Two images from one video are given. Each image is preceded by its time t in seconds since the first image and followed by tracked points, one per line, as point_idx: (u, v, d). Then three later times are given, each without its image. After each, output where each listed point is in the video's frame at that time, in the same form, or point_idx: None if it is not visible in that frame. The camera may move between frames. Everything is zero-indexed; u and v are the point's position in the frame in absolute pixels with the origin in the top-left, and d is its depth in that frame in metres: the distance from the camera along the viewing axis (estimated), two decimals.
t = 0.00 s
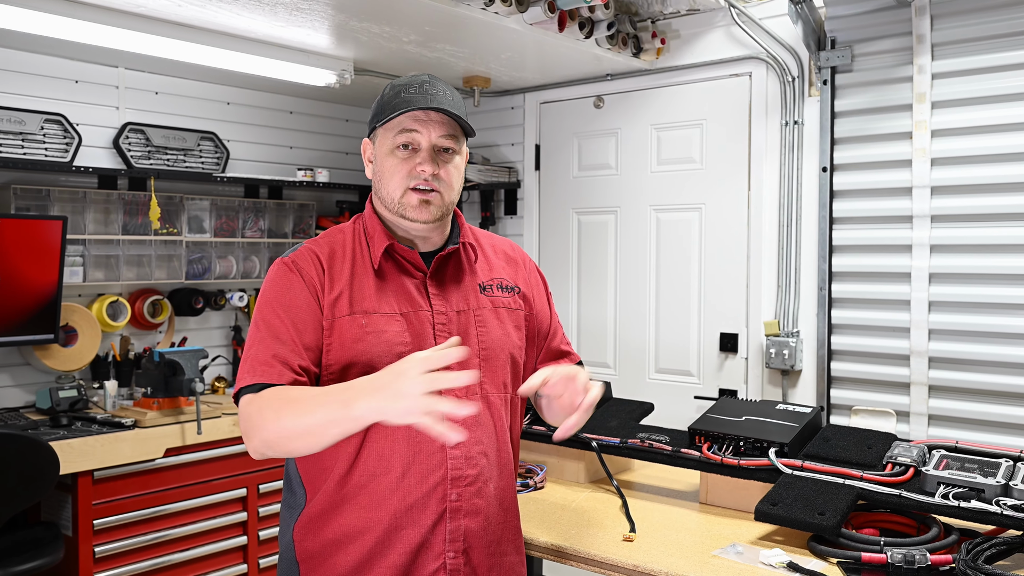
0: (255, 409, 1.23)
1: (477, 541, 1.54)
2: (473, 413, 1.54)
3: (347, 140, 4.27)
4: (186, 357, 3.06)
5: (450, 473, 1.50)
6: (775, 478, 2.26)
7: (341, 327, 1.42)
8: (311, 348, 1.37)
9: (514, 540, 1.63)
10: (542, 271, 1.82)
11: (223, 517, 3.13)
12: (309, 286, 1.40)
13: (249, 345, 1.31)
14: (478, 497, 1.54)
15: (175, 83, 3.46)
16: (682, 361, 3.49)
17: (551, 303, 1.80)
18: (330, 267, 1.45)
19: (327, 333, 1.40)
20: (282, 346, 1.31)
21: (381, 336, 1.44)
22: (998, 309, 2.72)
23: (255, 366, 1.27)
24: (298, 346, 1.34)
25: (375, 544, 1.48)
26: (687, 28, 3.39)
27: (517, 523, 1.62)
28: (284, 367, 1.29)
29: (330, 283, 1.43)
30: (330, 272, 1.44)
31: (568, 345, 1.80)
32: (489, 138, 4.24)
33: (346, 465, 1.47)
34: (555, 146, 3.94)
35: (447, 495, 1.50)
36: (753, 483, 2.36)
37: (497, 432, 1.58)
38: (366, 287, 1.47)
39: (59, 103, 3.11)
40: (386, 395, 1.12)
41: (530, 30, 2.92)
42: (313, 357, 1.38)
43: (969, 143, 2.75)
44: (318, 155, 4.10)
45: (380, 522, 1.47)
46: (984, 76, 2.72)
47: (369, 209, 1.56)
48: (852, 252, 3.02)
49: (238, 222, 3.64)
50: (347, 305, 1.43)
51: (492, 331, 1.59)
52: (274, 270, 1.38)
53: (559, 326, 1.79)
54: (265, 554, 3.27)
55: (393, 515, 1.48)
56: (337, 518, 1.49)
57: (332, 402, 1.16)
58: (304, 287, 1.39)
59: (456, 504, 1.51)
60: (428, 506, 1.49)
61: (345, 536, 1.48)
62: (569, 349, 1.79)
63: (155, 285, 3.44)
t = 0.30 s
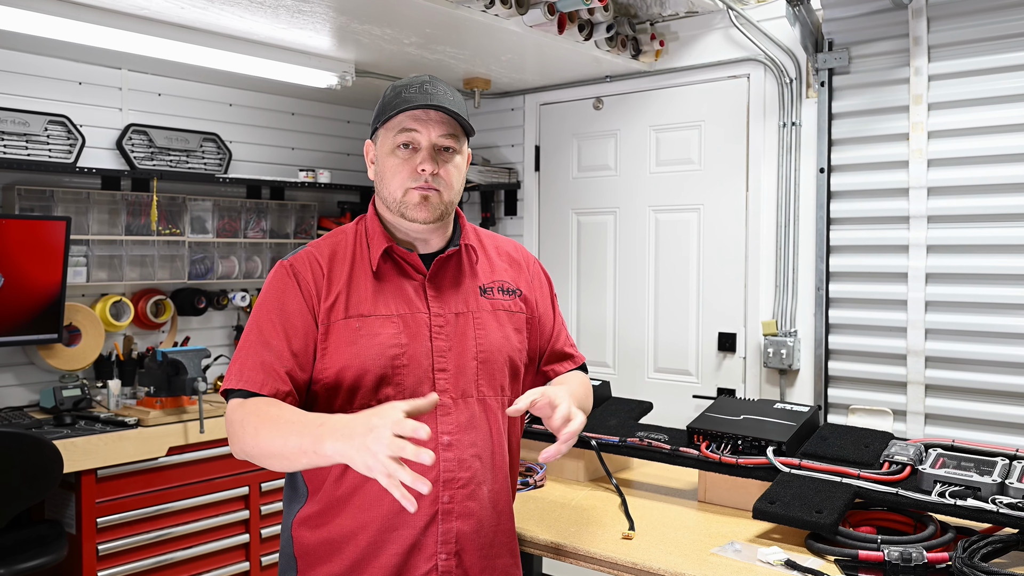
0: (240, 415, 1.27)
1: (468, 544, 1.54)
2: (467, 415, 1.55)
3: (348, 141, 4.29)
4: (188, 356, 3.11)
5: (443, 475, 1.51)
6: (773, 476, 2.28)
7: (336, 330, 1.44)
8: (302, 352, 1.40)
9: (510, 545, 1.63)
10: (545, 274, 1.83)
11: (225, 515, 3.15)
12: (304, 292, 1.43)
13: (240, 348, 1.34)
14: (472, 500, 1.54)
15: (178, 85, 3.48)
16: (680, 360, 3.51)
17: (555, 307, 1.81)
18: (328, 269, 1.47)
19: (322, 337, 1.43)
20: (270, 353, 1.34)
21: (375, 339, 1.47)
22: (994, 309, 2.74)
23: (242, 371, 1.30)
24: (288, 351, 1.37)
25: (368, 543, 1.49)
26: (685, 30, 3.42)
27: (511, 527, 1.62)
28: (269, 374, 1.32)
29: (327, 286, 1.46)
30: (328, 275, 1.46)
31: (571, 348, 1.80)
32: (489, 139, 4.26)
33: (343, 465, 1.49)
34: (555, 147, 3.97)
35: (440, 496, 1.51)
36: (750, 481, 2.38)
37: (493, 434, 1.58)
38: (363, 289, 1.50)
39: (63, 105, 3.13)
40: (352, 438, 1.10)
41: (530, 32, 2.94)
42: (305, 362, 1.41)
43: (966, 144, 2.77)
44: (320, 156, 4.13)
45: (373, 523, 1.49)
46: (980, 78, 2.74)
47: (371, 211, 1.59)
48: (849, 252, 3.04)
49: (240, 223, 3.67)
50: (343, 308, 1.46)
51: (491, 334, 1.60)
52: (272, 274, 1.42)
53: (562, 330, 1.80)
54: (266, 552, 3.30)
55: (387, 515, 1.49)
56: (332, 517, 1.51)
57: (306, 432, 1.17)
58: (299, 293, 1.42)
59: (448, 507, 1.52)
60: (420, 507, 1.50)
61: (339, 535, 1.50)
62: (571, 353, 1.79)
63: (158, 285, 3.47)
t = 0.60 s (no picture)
0: (264, 422, 1.35)
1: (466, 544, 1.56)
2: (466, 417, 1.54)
3: (349, 142, 4.31)
4: (191, 355, 3.13)
5: (441, 477, 1.52)
6: (771, 475, 2.29)
7: (334, 331, 1.46)
8: (300, 354, 1.44)
9: (507, 544, 1.65)
10: (546, 274, 1.83)
11: (227, 514, 3.18)
12: (302, 294, 1.45)
13: (240, 350, 1.39)
14: (468, 500, 1.56)
15: (180, 86, 3.51)
16: (679, 360, 3.54)
17: (555, 308, 1.81)
18: (326, 270, 1.49)
19: (320, 338, 1.46)
20: (270, 356, 1.38)
21: (373, 340, 1.47)
22: (990, 309, 2.76)
23: (241, 375, 1.36)
24: (287, 354, 1.41)
25: (366, 544, 1.50)
26: (684, 32, 3.44)
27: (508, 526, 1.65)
28: (270, 379, 1.38)
29: (324, 287, 1.47)
30: (326, 275, 1.48)
31: (571, 349, 1.79)
32: (489, 140, 4.29)
33: (341, 465, 1.49)
34: (555, 148, 3.99)
35: (437, 498, 1.52)
36: (748, 479, 2.41)
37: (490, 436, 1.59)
38: (361, 290, 1.51)
39: (67, 106, 3.16)
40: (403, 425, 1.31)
41: (529, 34, 2.96)
42: (303, 363, 1.44)
43: (962, 145, 2.79)
44: (321, 157, 4.15)
45: (371, 525, 1.49)
46: (977, 79, 2.76)
47: (371, 211, 1.60)
48: (846, 252, 3.07)
49: (242, 223, 3.70)
50: (341, 309, 1.47)
51: (490, 335, 1.60)
52: (271, 275, 1.44)
53: (562, 331, 1.79)
54: (269, 550, 3.32)
55: (385, 516, 1.49)
56: (331, 517, 1.51)
57: (347, 424, 1.33)
58: (297, 294, 1.44)
59: (446, 508, 1.53)
60: (418, 508, 1.51)
61: (338, 536, 1.50)
62: (571, 354, 1.78)
63: (161, 285, 3.49)
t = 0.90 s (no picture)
0: (267, 420, 1.37)
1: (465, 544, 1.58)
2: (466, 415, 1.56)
3: (350, 143, 4.34)
4: (194, 355, 3.18)
5: (441, 477, 1.54)
6: (769, 473, 2.31)
7: (336, 332, 1.48)
8: (303, 354, 1.46)
9: (507, 542, 1.68)
10: (544, 275, 1.85)
11: (229, 512, 3.20)
12: (304, 294, 1.47)
13: (242, 351, 1.42)
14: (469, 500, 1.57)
15: (183, 88, 3.53)
16: (678, 359, 3.56)
17: (553, 307, 1.84)
18: (328, 270, 1.51)
19: (322, 338, 1.47)
20: (273, 356, 1.41)
21: (374, 340, 1.49)
22: (986, 309, 2.79)
23: (245, 375, 1.39)
24: (289, 354, 1.43)
25: (367, 543, 1.51)
26: (682, 34, 3.47)
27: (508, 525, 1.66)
28: (272, 378, 1.40)
29: (327, 288, 1.49)
30: (328, 275, 1.50)
31: (569, 349, 1.82)
32: (489, 141, 4.32)
33: (342, 465, 1.51)
34: (554, 149, 4.01)
35: (438, 497, 1.54)
36: (746, 478, 2.44)
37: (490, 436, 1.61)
38: (362, 290, 1.52)
39: (70, 108, 3.18)
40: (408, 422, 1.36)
41: (529, 36, 2.98)
42: (306, 363, 1.47)
43: (959, 146, 2.82)
44: (322, 158, 4.18)
45: (372, 523, 1.51)
46: (973, 81, 2.78)
47: (372, 213, 1.63)
48: (844, 253, 3.09)
49: (245, 224, 3.72)
50: (343, 309, 1.49)
51: (489, 335, 1.62)
52: (273, 275, 1.46)
53: (559, 331, 1.82)
54: (270, 548, 3.34)
55: (385, 515, 1.51)
56: (331, 516, 1.53)
57: (352, 421, 1.36)
58: (299, 295, 1.46)
59: (447, 507, 1.55)
60: (418, 507, 1.53)
61: (338, 534, 1.52)
62: (568, 354, 1.81)
63: (163, 285, 3.52)
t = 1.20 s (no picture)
0: (273, 420, 1.39)
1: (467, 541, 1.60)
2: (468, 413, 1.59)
3: (351, 144, 4.36)
4: (197, 354, 3.19)
5: (443, 475, 1.56)
6: (766, 472, 2.34)
7: (340, 331, 1.50)
8: (307, 353, 1.48)
9: (507, 539, 1.70)
10: (543, 276, 1.88)
11: (231, 510, 3.23)
12: (307, 294, 1.49)
13: (247, 351, 1.43)
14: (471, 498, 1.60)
15: (186, 90, 3.56)
16: (676, 358, 3.59)
17: (552, 307, 1.86)
18: (331, 270, 1.53)
19: (326, 337, 1.49)
20: (278, 356, 1.43)
21: (377, 340, 1.51)
22: (983, 309, 2.81)
23: (249, 374, 1.41)
24: (293, 353, 1.45)
25: (370, 541, 1.53)
26: (681, 36, 3.49)
27: (508, 522, 1.69)
28: (277, 378, 1.42)
29: (330, 288, 1.51)
30: (331, 276, 1.52)
31: (566, 349, 1.85)
32: (489, 142, 4.34)
33: (344, 464, 1.53)
34: (554, 150, 4.04)
35: (440, 495, 1.56)
36: (744, 476, 2.46)
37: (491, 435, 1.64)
38: (365, 291, 1.55)
39: (74, 109, 3.20)
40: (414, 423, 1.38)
41: (529, 38, 3.01)
42: (309, 362, 1.49)
43: (955, 147, 2.84)
44: (324, 159, 4.20)
45: (375, 521, 1.53)
46: (970, 82, 2.80)
47: (374, 214, 1.65)
48: (841, 253, 3.12)
49: (247, 224, 3.74)
50: (346, 309, 1.51)
51: (490, 334, 1.65)
52: (276, 275, 1.48)
53: (557, 332, 1.84)
54: (272, 546, 3.37)
55: (388, 513, 1.53)
56: (334, 514, 1.55)
57: (357, 420, 1.38)
58: (302, 295, 1.48)
59: (448, 505, 1.57)
60: (420, 505, 1.55)
61: (340, 532, 1.54)
62: (565, 354, 1.84)
63: (166, 285, 3.54)
